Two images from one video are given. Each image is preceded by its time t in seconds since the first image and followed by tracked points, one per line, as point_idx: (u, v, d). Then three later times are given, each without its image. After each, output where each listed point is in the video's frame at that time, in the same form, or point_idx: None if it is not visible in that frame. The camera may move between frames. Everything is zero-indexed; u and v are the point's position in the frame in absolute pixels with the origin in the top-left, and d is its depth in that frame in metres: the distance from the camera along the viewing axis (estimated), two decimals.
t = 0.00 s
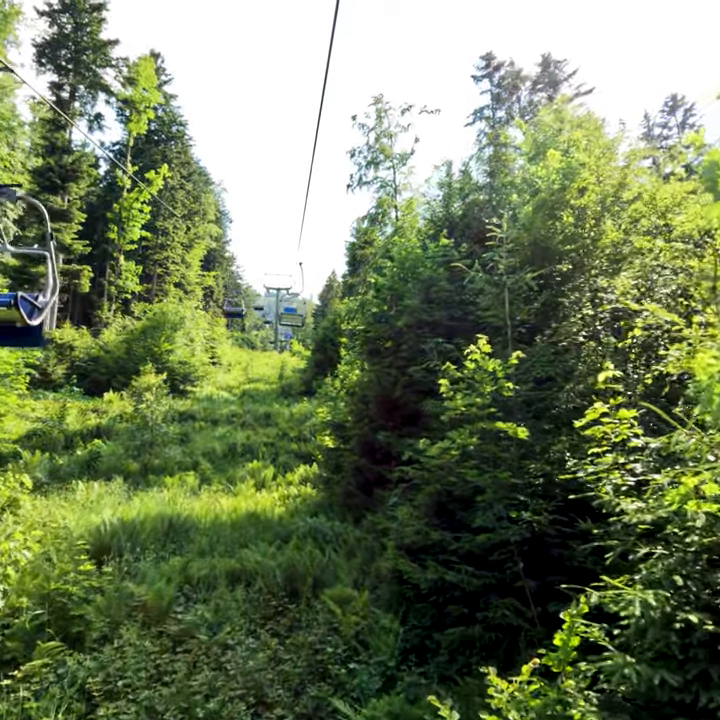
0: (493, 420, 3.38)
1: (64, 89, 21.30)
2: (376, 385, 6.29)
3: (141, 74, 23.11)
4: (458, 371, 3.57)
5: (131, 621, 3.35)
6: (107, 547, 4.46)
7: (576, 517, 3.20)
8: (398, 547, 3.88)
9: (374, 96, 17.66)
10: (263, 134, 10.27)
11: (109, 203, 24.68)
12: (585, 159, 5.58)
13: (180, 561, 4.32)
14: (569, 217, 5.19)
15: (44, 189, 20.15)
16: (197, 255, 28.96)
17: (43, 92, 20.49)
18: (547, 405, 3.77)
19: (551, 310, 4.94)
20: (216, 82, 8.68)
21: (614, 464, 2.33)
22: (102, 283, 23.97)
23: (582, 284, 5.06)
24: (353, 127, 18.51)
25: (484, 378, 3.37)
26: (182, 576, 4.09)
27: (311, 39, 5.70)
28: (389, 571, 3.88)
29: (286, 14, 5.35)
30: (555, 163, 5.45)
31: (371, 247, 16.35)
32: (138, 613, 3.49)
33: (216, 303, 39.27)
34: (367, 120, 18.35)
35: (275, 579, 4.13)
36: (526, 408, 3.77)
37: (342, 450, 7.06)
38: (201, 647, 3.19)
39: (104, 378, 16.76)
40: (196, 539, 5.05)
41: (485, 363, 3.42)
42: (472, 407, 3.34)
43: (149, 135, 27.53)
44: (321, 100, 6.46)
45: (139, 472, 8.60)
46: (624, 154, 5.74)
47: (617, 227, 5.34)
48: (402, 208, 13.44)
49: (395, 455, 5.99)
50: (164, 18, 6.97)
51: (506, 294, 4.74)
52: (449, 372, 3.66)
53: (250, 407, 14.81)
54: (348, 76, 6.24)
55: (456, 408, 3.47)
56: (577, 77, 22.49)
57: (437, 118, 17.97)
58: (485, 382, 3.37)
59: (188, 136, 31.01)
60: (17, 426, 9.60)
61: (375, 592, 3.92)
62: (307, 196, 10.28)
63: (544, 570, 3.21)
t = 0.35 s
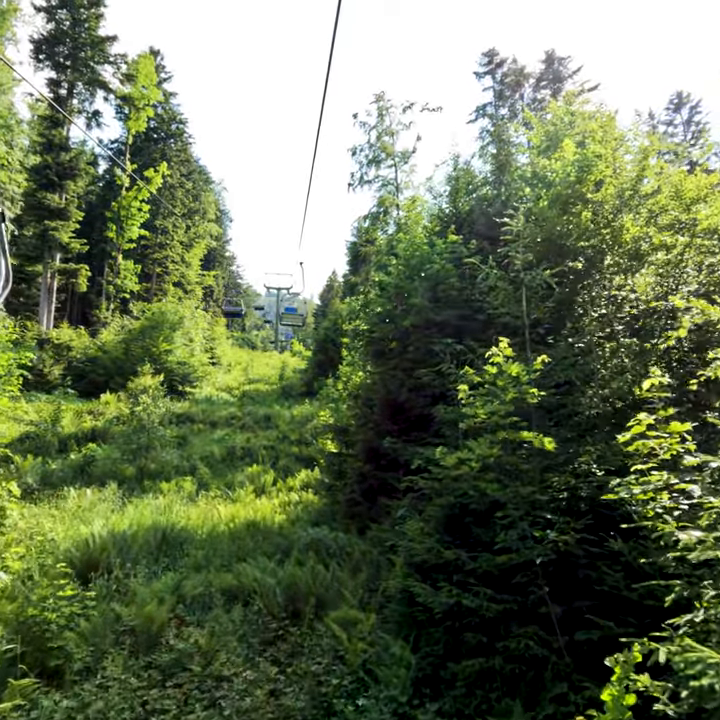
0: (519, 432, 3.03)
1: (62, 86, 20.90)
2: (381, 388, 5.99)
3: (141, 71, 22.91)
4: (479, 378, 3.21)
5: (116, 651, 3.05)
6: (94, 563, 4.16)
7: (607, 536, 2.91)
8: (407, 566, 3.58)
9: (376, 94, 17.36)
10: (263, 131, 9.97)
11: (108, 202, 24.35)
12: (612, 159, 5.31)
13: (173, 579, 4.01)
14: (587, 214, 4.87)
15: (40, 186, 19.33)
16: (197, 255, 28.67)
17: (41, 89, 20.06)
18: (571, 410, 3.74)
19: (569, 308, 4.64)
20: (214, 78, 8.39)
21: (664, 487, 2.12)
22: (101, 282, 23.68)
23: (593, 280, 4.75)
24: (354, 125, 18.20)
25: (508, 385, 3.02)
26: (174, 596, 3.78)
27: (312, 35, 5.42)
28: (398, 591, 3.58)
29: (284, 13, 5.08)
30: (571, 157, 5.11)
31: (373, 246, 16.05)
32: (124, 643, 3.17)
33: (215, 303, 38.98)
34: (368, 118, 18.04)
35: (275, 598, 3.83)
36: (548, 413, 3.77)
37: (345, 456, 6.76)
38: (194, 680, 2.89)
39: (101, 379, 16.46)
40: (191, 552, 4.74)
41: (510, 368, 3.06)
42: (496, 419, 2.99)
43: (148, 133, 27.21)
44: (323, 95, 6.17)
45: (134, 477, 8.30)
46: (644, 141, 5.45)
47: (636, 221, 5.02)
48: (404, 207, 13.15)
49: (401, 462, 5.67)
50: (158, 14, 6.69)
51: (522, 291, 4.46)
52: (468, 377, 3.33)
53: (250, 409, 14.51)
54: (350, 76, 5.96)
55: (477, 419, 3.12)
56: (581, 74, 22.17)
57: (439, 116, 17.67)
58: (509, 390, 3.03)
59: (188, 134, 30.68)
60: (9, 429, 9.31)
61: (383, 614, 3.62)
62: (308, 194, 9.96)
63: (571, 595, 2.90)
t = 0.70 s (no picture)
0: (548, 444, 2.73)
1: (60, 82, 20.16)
2: (387, 391, 5.70)
3: (140, 69, 22.65)
4: (502, 383, 2.90)
5: (100, 687, 2.75)
6: (81, 581, 3.86)
7: (643, 559, 2.61)
8: (420, 587, 3.29)
9: (377, 91, 17.05)
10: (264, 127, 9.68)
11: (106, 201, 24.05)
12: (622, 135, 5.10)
13: (166, 600, 3.72)
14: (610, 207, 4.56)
15: (37, 184, 19.06)
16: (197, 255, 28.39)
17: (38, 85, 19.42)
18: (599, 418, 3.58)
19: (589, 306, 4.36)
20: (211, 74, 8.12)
21: None
22: (99, 282, 23.41)
23: (615, 277, 4.44)
24: (355, 122, 17.90)
25: (535, 391, 2.72)
26: (167, 619, 3.49)
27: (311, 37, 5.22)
28: (409, 614, 3.29)
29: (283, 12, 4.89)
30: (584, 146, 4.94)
31: (374, 245, 15.76)
32: (109, 676, 2.87)
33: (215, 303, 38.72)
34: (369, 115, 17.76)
35: (275, 620, 3.54)
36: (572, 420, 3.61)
37: (349, 461, 6.46)
38: None
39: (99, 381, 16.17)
40: (186, 567, 4.45)
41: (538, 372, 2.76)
42: (523, 429, 2.68)
43: (147, 130, 26.92)
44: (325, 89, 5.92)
45: (130, 483, 8.01)
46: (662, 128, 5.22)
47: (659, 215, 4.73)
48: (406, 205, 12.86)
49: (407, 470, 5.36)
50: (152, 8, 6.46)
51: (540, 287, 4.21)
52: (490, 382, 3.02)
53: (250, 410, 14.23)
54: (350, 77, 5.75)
55: (500, 429, 2.81)
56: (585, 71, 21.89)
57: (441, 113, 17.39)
58: (536, 397, 2.72)
59: (187, 132, 30.37)
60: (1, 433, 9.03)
61: (393, 640, 3.32)
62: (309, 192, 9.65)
63: (605, 625, 2.60)
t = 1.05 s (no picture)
0: (582, 458, 2.43)
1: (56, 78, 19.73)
2: (392, 393, 5.42)
3: (137, 66, 22.34)
4: (528, 389, 2.61)
5: None
6: (64, 602, 3.57)
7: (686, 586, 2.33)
8: (432, 611, 3.00)
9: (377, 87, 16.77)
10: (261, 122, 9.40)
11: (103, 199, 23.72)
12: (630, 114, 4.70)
13: (155, 622, 3.43)
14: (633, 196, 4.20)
15: (32, 181, 18.81)
16: (196, 254, 28.10)
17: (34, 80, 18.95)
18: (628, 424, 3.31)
19: (611, 303, 4.08)
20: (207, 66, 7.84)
21: None
22: (96, 281, 23.11)
23: (638, 273, 4.14)
24: (355, 119, 17.61)
25: (566, 398, 2.43)
26: (155, 644, 3.21)
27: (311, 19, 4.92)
28: (421, 641, 3.00)
29: None
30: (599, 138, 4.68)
31: (376, 244, 15.50)
32: (88, 716, 2.58)
33: (214, 302, 38.44)
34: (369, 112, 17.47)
35: (274, 646, 3.25)
36: (600, 427, 3.34)
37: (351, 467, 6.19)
38: None
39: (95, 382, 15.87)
40: (179, 584, 4.16)
41: (569, 377, 2.46)
42: (555, 441, 2.38)
43: (145, 128, 26.60)
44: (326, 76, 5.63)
45: (124, 488, 7.73)
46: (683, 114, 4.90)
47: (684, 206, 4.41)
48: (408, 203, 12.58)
49: (414, 478, 5.09)
50: None
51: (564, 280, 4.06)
52: (513, 386, 2.73)
53: (249, 412, 13.96)
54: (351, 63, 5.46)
55: (526, 440, 2.53)
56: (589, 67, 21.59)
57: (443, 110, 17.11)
58: (567, 405, 2.43)
59: (185, 130, 30.05)
60: None
61: (402, 668, 3.04)
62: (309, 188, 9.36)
63: (643, 660, 2.32)
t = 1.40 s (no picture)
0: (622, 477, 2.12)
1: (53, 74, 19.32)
2: (397, 396, 5.14)
3: (135, 61, 21.99)
4: (559, 398, 2.32)
5: None
6: (44, 626, 3.30)
7: None
8: (448, 640, 2.73)
9: (379, 83, 16.44)
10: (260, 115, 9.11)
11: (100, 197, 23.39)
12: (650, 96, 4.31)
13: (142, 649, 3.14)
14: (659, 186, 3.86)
15: (28, 178, 18.48)
16: (194, 252, 27.78)
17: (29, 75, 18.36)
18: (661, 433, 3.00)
19: (636, 300, 3.80)
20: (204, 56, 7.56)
21: None
22: (93, 279, 22.80)
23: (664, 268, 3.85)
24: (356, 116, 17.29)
25: (602, 408, 2.14)
26: (142, 675, 2.91)
27: None
28: (435, 674, 2.72)
29: None
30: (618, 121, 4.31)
31: (377, 243, 15.19)
32: None
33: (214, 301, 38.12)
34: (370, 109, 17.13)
35: (272, 676, 2.97)
36: (631, 436, 3.07)
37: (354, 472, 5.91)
38: None
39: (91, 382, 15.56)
40: (171, 603, 3.88)
41: (608, 384, 2.16)
42: (592, 457, 2.08)
43: (143, 125, 26.25)
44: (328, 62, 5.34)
45: (117, 495, 7.45)
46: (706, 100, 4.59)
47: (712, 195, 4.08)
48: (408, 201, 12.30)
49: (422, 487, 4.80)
50: None
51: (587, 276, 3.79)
52: (540, 393, 2.44)
53: (248, 413, 13.66)
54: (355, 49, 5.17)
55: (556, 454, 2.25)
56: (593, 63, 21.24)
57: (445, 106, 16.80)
58: (603, 415, 2.14)
59: (184, 127, 29.72)
60: None
61: (414, 702, 2.77)
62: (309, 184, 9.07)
63: (690, 707, 2.03)
